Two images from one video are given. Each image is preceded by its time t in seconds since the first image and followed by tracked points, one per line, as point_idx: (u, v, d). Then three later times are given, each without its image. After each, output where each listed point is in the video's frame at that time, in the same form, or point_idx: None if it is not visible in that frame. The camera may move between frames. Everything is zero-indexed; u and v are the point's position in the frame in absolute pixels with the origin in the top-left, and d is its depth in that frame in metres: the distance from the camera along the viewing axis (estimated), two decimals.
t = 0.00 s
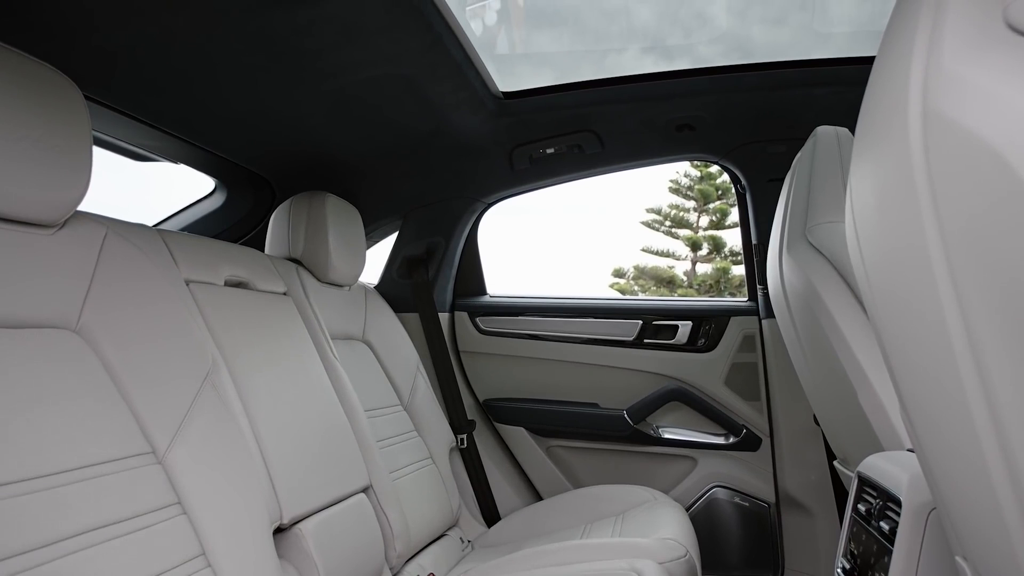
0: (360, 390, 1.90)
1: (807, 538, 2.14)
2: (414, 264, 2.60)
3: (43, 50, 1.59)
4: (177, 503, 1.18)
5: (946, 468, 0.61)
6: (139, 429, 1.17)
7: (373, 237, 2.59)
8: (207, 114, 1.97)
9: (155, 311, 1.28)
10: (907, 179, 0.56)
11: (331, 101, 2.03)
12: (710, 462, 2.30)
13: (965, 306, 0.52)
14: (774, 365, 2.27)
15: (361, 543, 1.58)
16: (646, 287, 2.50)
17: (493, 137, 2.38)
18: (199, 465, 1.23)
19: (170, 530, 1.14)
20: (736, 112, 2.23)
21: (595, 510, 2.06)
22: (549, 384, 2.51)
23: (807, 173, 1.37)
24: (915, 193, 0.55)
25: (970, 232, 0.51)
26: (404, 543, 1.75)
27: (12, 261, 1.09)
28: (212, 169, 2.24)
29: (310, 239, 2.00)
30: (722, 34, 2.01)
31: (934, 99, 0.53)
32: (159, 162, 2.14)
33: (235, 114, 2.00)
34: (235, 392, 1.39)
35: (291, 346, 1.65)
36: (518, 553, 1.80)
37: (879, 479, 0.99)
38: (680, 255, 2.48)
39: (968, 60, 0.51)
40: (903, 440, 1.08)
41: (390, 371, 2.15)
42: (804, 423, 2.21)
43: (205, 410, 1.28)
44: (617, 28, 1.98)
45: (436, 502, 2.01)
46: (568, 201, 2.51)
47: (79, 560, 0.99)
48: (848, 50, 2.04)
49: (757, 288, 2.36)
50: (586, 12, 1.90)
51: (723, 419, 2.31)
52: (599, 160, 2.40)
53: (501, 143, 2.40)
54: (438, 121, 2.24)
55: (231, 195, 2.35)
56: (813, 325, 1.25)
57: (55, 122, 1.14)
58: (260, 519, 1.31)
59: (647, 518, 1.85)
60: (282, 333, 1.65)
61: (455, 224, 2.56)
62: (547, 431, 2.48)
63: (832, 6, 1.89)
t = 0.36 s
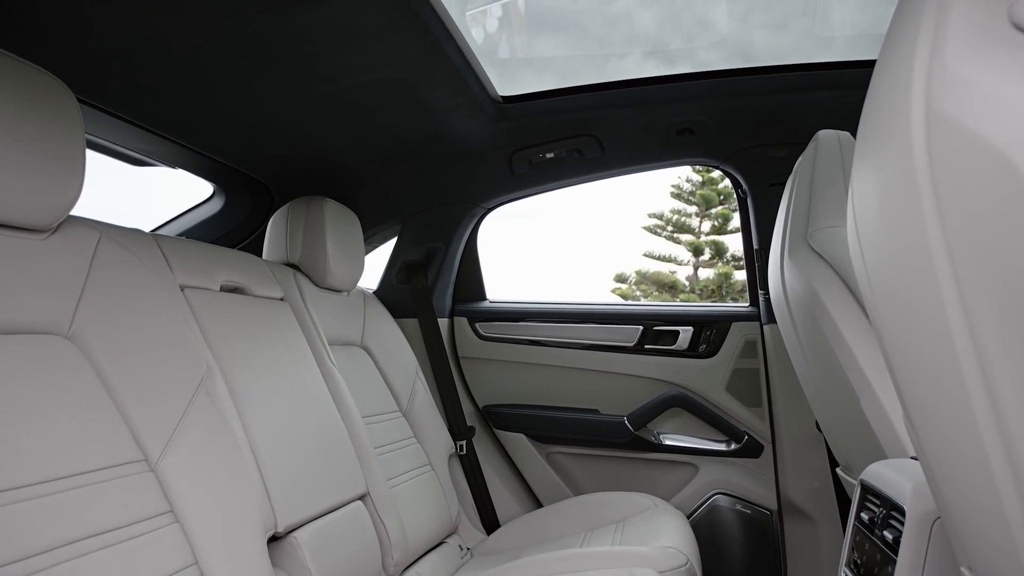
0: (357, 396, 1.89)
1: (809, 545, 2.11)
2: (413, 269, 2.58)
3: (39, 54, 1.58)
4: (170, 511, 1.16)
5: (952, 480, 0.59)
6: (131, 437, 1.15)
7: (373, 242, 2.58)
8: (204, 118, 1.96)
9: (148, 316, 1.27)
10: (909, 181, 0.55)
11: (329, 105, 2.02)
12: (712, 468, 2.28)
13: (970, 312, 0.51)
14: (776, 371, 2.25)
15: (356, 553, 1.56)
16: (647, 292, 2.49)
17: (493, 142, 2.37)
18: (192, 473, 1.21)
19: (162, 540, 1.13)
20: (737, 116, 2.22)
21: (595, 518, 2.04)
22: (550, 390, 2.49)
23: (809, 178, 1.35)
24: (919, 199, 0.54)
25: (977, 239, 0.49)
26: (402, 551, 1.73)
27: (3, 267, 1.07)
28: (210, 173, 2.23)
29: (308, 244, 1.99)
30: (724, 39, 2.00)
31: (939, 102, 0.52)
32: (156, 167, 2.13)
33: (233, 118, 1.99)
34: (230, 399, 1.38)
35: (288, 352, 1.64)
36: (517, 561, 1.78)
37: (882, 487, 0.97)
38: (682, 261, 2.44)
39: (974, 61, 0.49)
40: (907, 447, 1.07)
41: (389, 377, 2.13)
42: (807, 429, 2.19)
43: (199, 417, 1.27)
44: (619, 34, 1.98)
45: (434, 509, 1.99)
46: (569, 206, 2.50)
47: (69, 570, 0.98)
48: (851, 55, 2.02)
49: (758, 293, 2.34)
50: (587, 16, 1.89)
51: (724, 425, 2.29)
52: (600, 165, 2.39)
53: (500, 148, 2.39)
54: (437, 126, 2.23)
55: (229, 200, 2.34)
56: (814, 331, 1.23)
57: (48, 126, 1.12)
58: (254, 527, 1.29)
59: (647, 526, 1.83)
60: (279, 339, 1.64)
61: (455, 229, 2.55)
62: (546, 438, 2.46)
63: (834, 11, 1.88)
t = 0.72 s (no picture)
0: (355, 403, 1.87)
1: (812, 553, 2.09)
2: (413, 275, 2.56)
3: (34, 58, 1.57)
4: (163, 520, 1.14)
5: (956, 491, 0.57)
6: (123, 445, 1.14)
7: (373, 246, 2.57)
8: (201, 123, 1.95)
9: (141, 322, 1.25)
10: (912, 184, 0.53)
11: (327, 109, 2.01)
12: (713, 475, 2.26)
13: (977, 321, 0.49)
14: (778, 377, 2.23)
15: (352, 561, 1.54)
16: (650, 298, 2.45)
17: (492, 146, 2.35)
18: (185, 481, 1.19)
19: (154, 549, 1.11)
20: (737, 120, 2.20)
21: (595, 525, 2.01)
22: (549, 396, 2.47)
23: (811, 181, 1.34)
24: (923, 203, 0.52)
25: (984, 245, 0.48)
26: (399, 559, 1.71)
27: None
28: (208, 178, 2.22)
29: (305, 249, 1.98)
30: (726, 44, 1.99)
31: (943, 103, 0.50)
32: (154, 172, 2.12)
33: (231, 123, 1.98)
34: (225, 406, 1.36)
35: (285, 358, 1.62)
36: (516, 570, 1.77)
37: (885, 496, 0.95)
38: (685, 266, 2.40)
39: (982, 61, 0.48)
40: (910, 454, 1.05)
41: (387, 383, 2.12)
42: (809, 436, 2.17)
43: (192, 425, 1.25)
44: (621, 40, 1.97)
45: (433, 516, 1.97)
46: (569, 210, 2.48)
47: None
48: (853, 59, 2.01)
49: (760, 299, 2.33)
50: (589, 22, 1.89)
51: (725, 432, 2.27)
52: (600, 169, 2.37)
53: (500, 152, 2.38)
54: (436, 130, 2.22)
55: (228, 205, 2.32)
56: (816, 337, 1.21)
57: (40, 130, 1.11)
58: (248, 536, 1.27)
59: (648, 535, 1.81)
60: (275, 345, 1.62)
61: (454, 233, 2.54)
62: (546, 444, 2.44)
63: (836, 17, 1.87)
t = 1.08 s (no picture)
0: (354, 408, 1.85)
1: (816, 561, 2.07)
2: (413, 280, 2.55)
3: (30, 62, 1.56)
4: (156, 528, 1.13)
5: (963, 501, 0.55)
6: (115, 451, 1.12)
7: (372, 250, 2.55)
8: (199, 127, 1.94)
9: (135, 327, 1.24)
10: (915, 186, 0.52)
11: (325, 113, 2.00)
12: (716, 482, 2.23)
13: (983, 328, 0.47)
14: (780, 383, 2.21)
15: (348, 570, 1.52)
16: (652, 302, 2.44)
17: (492, 150, 2.35)
18: (179, 488, 1.18)
19: (146, 557, 1.09)
20: (738, 124, 2.19)
21: (596, 532, 1.99)
22: (550, 402, 2.45)
23: (813, 185, 1.32)
24: (927, 206, 0.51)
25: (990, 249, 0.46)
26: (397, 567, 1.69)
27: None
28: (207, 183, 2.21)
29: (303, 253, 1.96)
30: (728, 48, 1.99)
31: (947, 103, 0.49)
32: (152, 176, 2.11)
33: (229, 127, 1.97)
34: (220, 413, 1.35)
35: (282, 364, 1.61)
36: None
37: (889, 504, 0.93)
38: (688, 271, 2.38)
39: (987, 58, 0.46)
40: (914, 461, 1.03)
41: (387, 388, 2.10)
42: (811, 442, 2.15)
43: (186, 431, 1.24)
44: (623, 44, 1.97)
45: (433, 523, 1.95)
46: (570, 214, 2.47)
47: None
48: (855, 61, 2.00)
49: (762, 303, 2.31)
50: (591, 27, 1.90)
51: (727, 438, 2.25)
52: (601, 173, 2.36)
53: (499, 156, 2.37)
54: (436, 134, 2.21)
55: (227, 209, 2.31)
56: (819, 343, 1.19)
57: (32, 133, 1.10)
58: (243, 545, 1.26)
59: (648, 542, 1.79)
60: (272, 350, 1.61)
61: (454, 238, 2.52)
62: (547, 450, 2.42)
63: (838, 22, 1.87)
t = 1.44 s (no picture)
0: (353, 413, 1.84)
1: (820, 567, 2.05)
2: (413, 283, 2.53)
3: (28, 64, 1.56)
4: (150, 534, 1.11)
5: (971, 511, 0.54)
6: (110, 457, 1.11)
7: (373, 254, 2.54)
8: (198, 130, 1.93)
9: (131, 331, 1.23)
10: (921, 189, 0.50)
11: (325, 115, 1.99)
12: (719, 487, 2.22)
13: (990, 333, 0.46)
14: (783, 387, 2.19)
15: None
16: (656, 306, 2.44)
17: (493, 153, 2.34)
18: (174, 494, 1.17)
19: (142, 564, 1.08)
20: (740, 126, 2.18)
21: (598, 538, 1.97)
22: (551, 406, 2.44)
23: (817, 187, 1.30)
24: (932, 208, 0.49)
25: (997, 251, 0.45)
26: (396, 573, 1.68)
27: None
28: (207, 185, 2.20)
29: (303, 257, 1.95)
30: (731, 51, 1.99)
31: (953, 102, 0.48)
32: (151, 179, 2.10)
33: (228, 130, 1.96)
34: (216, 418, 1.34)
35: (280, 369, 1.60)
36: None
37: (893, 511, 0.92)
38: (691, 274, 2.39)
39: (995, 55, 0.45)
40: (919, 467, 1.01)
41: (387, 392, 2.09)
42: (814, 447, 2.13)
43: (183, 436, 1.23)
44: (626, 48, 1.97)
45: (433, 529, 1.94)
46: (571, 218, 2.45)
47: None
48: (857, 64, 1.99)
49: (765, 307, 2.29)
50: (594, 31, 1.90)
51: (730, 443, 2.23)
52: (602, 176, 2.35)
53: (500, 159, 2.36)
54: (436, 137, 2.20)
55: (227, 212, 2.31)
56: (822, 346, 1.18)
57: (25, 136, 1.09)
58: (239, 551, 1.24)
59: (650, 548, 1.77)
60: (270, 354, 1.60)
61: (455, 242, 2.51)
62: (549, 455, 2.40)
63: (840, 25, 1.86)
